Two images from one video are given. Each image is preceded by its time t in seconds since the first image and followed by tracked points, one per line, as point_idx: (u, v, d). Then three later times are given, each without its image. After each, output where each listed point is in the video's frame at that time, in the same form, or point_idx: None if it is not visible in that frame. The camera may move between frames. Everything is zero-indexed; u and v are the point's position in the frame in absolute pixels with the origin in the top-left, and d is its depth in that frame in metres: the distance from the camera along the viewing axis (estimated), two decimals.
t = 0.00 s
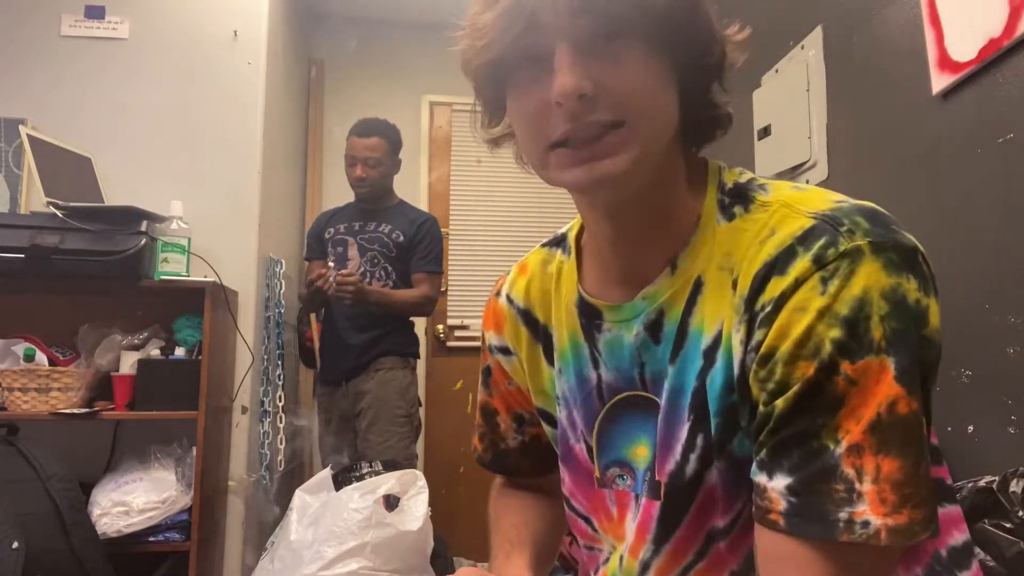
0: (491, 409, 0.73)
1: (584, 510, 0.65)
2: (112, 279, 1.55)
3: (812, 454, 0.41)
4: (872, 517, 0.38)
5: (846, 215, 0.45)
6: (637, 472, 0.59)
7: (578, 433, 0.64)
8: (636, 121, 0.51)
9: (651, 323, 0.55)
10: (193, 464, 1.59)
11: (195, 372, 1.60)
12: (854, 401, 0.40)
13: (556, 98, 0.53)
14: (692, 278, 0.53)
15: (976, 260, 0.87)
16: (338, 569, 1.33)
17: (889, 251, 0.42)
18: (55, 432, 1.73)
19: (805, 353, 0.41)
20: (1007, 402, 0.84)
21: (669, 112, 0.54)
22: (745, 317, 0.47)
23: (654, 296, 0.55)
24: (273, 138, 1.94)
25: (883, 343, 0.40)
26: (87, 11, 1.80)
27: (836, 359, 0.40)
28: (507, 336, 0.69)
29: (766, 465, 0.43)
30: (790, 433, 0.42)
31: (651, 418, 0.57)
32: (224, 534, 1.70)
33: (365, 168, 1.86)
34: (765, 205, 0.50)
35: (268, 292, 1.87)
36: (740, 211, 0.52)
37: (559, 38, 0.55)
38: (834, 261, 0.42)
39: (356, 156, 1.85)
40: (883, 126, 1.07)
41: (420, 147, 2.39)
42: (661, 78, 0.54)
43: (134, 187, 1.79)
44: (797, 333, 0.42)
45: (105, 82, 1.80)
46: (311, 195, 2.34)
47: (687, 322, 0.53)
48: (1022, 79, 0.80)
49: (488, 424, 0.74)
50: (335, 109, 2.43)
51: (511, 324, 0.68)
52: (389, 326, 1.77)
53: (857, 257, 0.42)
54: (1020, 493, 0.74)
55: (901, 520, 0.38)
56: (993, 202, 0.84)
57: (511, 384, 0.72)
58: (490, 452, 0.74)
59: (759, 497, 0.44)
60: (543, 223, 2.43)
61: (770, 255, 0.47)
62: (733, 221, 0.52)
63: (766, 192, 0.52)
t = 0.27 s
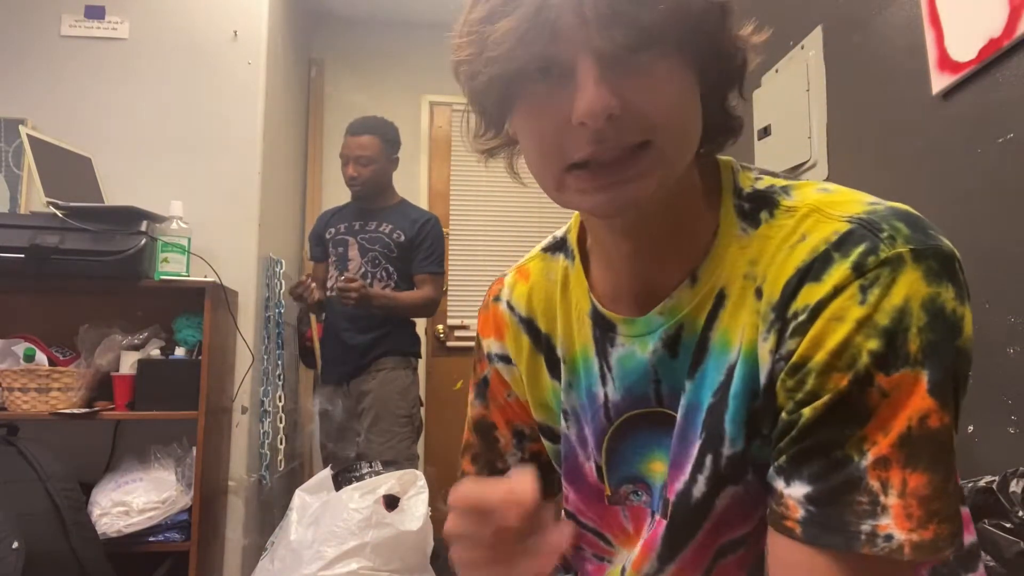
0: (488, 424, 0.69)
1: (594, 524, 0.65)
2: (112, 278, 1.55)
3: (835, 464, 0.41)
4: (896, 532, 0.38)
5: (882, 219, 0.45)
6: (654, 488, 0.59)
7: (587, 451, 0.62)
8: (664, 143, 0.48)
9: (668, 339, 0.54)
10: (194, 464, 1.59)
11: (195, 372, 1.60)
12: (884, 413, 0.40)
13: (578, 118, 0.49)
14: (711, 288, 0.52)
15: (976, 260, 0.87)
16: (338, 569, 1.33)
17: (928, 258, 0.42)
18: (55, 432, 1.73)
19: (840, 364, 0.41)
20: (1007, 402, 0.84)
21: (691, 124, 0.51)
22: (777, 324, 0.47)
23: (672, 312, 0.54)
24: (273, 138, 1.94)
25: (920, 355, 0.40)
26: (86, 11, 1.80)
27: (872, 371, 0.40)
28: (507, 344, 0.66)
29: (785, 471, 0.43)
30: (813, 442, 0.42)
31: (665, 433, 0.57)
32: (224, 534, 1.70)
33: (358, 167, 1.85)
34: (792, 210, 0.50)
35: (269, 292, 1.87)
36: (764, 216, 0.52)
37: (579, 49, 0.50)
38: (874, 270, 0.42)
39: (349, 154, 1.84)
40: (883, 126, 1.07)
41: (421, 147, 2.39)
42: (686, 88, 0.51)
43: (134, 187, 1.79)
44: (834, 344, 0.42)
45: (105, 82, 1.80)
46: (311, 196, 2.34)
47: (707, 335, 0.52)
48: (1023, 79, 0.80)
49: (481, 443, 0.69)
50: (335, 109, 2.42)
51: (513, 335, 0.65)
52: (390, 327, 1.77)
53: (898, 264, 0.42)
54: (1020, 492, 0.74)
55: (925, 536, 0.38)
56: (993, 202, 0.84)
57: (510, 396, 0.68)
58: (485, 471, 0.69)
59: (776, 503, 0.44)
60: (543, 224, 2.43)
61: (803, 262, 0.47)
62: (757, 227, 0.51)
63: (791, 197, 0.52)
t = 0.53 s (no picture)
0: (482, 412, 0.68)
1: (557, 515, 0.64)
2: (112, 278, 1.55)
3: (836, 467, 0.42)
4: (900, 533, 0.40)
5: (870, 215, 0.45)
6: (619, 487, 0.58)
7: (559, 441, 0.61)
8: (610, 119, 0.47)
9: (654, 335, 0.53)
10: (194, 464, 1.59)
11: (195, 372, 1.60)
12: (879, 413, 0.41)
13: (522, 87, 0.49)
14: (697, 286, 0.51)
15: (976, 261, 0.87)
16: (338, 569, 1.34)
17: (920, 254, 0.42)
18: (56, 432, 1.73)
19: (835, 365, 0.42)
20: (1007, 402, 0.84)
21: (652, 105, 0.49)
22: (766, 323, 0.47)
23: (657, 308, 0.53)
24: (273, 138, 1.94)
25: (914, 352, 0.40)
26: (87, 11, 1.80)
27: (867, 371, 0.41)
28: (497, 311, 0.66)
29: (783, 476, 0.44)
30: (812, 446, 0.43)
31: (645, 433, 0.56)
32: (224, 534, 1.70)
33: (352, 163, 1.85)
34: (778, 206, 0.50)
35: (269, 292, 1.87)
36: (749, 212, 0.51)
37: (530, 18, 0.50)
38: (866, 268, 0.42)
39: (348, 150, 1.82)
40: (883, 126, 1.07)
41: (421, 148, 2.39)
42: (642, 69, 0.50)
43: (134, 187, 1.79)
44: (829, 345, 0.42)
45: (104, 83, 1.80)
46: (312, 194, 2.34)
47: (694, 333, 0.52)
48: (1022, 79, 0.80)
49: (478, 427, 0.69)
50: (335, 108, 2.42)
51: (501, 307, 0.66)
52: (390, 327, 1.75)
53: (888, 263, 0.42)
54: (1020, 492, 0.74)
55: (929, 536, 0.40)
56: (995, 202, 0.84)
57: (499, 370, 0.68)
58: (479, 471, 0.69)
59: (775, 508, 0.45)
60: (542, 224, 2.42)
61: (792, 261, 0.46)
62: (742, 224, 0.51)
63: (776, 192, 0.51)
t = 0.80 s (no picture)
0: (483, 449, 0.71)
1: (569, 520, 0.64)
2: (112, 278, 1.55)
3: (807, 470, 0.42)
4: (875, 531, 0.40)
5: (815, 213, 0.44)
6: (609, 504, 0.62)
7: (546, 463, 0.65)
8: (518, 168, 0.48)
9: (621, 351, 0.55)
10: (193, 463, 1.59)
11: (195, 372, 1.60)
12: (843, 412, 0.41)
13: (431, 151, 0.50)
14: (660, 296, 0.53)
15: (976, 260, 0.87)
16: (338, 569, 1.34)
17: (866, 248, 0.42)
18: (56, 431, 1.73)
19: (793, 368, 0.42)
20: (1007, 402, 0.84)
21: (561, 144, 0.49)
22: (725, 330, 0.47)
23: (619, 322, 0.55)
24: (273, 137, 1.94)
25: (868, 349, 0.40)
26: (87, 11, 1.80)
27: (824, 371, 0.41)
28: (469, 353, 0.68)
29: (759, 482, 0.44)
30: (781, 451, 0.43)
31: (618, 448, 0.60)
32: (225, 533, 1.71)
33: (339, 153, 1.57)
34: (729, 211, 0.50)
35: (268, 292, 1.84)
36: (703, 219, 0.51)
37: (430, 79, 0.49)
38: (813, 268, 0.42)
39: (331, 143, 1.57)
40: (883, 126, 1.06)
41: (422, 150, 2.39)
42: (557, 107, 0.48)
43: (134, 187, 1.79)
44: (782, 350, 0.42)
45: (103, 83, 1.79)
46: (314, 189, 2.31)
47: (661, 345, 0.53)
48: (1023, 79, 0.80)
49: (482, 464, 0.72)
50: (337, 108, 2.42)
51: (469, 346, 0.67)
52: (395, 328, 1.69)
53: (834, 261, 0.41)
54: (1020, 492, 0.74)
55: (904, 532, 0.40)
56: (995, 201, 0.84)
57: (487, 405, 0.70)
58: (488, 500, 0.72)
59: (756, 514, 0.45)
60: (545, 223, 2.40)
61: (745, 265, 0.46)
62: (697, 233, 0.51)
63: (727, 198, 0.51)
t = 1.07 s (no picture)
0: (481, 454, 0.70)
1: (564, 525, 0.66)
2: (112, 278, 1.55)
3: (789, 468, 0.42)
4: (855, 528, 0.40)
5: (795, 216, 0.44)
6: (607, 508, 0.62)
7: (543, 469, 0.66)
8: (489, 233, 0.51)
9: (610, 359, 0.55)
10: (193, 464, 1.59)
11: (195, 372, 1.60)
12: (823, 411, 0.41)
13: (402, 227, 0.52)
14: (649, 302, 0.52)
15: (977, 260, 0.87)
16: (338, 569, 1.34)
17: (844, 249, 0.42)
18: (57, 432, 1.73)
19: (773, 369, 0.42)
20: (1006, 402, 0.84)
21: (526, 199, 0.51)
22: (708, 332, 0.47)
23: (611, 329, 0.54)
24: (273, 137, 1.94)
25: (846, 350, 0.40)
26: (87, 11, 1.80)
27: (802, 372, 0.41)
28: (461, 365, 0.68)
29: (745, 478, 0.44)
30: (765, 450, 0.43)
31: (612, 453, 0.60)
32: (225, 533, 1.71)
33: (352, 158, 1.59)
34: (712, 216, 0.50)
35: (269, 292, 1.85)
36: (687, 225, 0.51)
37: (384, 159, 0.50)
38: (791, 270, 0.42)
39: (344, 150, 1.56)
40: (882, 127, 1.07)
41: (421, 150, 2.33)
42: (519, 165, 0.51)
43: (133, 186, 1.79)
44: (762, 352, 0.42)
45: (102, 83, 1.79)
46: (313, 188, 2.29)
47: (650, 350, 0.53)
48: (1022, 79, 0.80)
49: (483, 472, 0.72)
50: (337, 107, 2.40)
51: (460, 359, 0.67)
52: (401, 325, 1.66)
53: (813, 263, 0.41)
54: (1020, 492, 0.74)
55: (884, 528, 0.40)
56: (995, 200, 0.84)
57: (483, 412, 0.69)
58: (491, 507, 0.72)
59: (743, 511, 0.45)
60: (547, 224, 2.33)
61: (728, 269, 0.46)
62: (682, 238, 0.51)
63: (710, 203, 0.51)
